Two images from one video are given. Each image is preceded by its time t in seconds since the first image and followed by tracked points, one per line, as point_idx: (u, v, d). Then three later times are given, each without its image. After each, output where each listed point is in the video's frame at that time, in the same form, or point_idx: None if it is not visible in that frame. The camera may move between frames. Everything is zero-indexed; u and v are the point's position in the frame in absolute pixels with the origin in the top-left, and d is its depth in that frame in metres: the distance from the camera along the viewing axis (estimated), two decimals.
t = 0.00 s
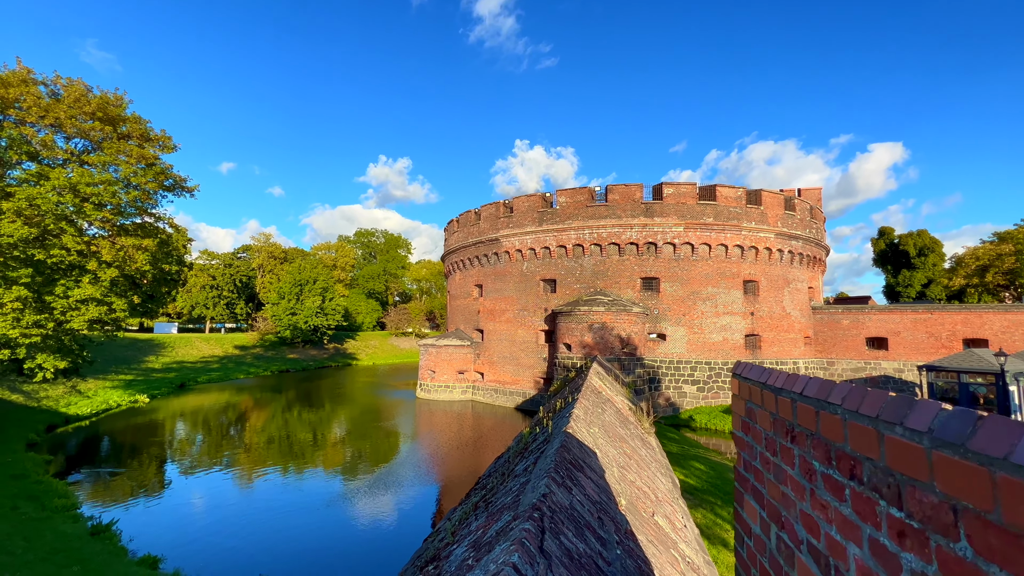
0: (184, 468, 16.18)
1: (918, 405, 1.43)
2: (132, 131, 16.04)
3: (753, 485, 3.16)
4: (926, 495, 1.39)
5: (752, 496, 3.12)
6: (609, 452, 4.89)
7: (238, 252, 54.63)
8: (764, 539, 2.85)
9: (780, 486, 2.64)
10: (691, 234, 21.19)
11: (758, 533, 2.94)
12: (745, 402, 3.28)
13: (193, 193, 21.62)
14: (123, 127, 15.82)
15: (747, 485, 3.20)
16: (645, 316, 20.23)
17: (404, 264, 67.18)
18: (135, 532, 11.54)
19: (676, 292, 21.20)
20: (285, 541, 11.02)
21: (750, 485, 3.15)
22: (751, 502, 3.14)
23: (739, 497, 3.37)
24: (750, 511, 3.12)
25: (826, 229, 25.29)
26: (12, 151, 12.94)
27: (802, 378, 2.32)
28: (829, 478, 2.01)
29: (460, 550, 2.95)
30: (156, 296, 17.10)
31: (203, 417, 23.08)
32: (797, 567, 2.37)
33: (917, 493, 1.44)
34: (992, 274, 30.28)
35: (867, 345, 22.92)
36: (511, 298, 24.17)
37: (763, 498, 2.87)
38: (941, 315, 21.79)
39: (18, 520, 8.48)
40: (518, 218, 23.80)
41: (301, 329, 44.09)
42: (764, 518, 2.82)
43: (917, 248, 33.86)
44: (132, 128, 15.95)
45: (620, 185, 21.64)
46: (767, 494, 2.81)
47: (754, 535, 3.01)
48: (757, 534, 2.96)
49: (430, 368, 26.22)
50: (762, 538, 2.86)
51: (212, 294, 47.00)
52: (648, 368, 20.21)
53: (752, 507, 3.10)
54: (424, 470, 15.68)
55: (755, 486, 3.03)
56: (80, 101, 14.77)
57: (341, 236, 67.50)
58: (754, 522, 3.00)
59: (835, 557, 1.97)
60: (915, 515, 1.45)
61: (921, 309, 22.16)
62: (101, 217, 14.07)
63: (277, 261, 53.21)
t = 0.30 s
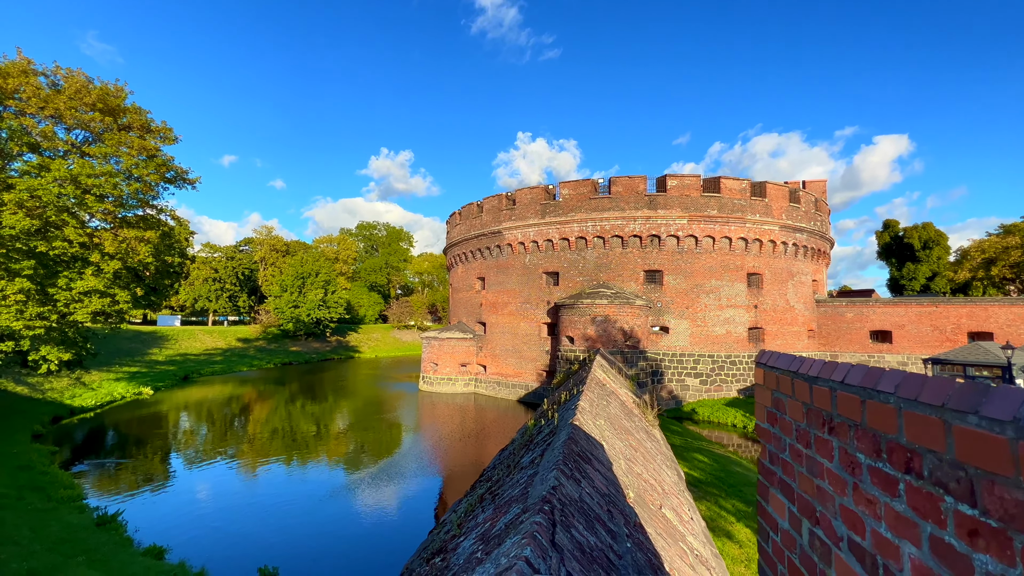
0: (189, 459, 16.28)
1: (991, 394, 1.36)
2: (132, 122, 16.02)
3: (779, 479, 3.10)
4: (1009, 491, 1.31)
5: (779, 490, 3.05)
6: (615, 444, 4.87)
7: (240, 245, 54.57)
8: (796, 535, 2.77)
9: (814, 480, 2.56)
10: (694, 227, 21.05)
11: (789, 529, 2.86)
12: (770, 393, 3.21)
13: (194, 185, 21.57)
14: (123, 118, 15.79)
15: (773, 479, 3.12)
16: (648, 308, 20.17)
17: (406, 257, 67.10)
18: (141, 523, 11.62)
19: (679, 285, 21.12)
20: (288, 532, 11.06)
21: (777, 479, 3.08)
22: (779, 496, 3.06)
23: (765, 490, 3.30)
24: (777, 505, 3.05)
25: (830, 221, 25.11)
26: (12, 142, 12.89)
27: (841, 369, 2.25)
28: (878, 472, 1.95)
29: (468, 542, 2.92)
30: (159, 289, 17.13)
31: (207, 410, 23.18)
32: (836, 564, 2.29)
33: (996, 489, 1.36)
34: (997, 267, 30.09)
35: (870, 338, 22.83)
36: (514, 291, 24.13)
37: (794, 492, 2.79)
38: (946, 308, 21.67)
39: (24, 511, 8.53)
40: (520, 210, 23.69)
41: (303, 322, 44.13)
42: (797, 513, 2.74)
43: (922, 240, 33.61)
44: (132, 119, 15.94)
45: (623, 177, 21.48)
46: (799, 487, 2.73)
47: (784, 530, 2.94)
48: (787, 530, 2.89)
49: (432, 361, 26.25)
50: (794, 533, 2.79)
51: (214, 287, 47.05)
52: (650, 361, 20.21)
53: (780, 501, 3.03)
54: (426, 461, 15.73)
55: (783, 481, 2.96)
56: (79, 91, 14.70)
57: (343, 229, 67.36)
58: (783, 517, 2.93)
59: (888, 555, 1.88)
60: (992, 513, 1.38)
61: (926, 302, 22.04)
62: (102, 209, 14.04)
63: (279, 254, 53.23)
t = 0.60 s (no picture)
0: (193, 449, 16.36)
1: None
2: (133, 111, 15.94)
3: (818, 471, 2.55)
4: None
5: (820, 483, 2.47)
6: (624, 435, 4.83)
7: (242, 236, 54.50)
8: (843, 531, 2.22)
9: (867, 471, 2.07)
10: (698, 217, 20.91)
11: (832, 525, 2.31)
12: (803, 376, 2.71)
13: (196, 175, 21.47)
14: (124, 108, 15.71)
15: (810, 470, 2.56)
16: (652, 299, 20.12)
17: (407, 248, 66.98)
18: (147, 511, 11.71)
19: (682, 276, 21.03)
20: (292, 521, 11.10)
21: (816, 470, 2.50)
22: (819, 490, 2.48)
23: (798, 481, 2.72)
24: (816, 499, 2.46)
25: (835, 212, 24.92)
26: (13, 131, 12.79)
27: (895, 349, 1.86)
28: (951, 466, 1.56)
29: (480, 533, 2.88)
30: (161, 279, 17.11)
31: (211, 400, 23.27)
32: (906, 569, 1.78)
33: None
34: (1002, 259, 29.91)
35: (874, 329, 22.77)
36: (516, 282, 24.07)
37: (839, 484, 2.27)
38: (950, 299, 21.57)
39: (32, 499, 8.58)
40: (523, 200, 23.54)
41: (305, 313, 44.18)
42: (840, 508, 2.25)
43: (926, 232, 33.42)
44: (133, 108, 15.84)
45: (627, 167, 21.30)
46: (845, 480, 2.23)
47: (825, 526, 2.36)
48: (830, 526, 2.32)
49: (435, 352, 26.28)
50: (839, 529, 2.24)
51: (217, 278, 47.04)
52: (653, 352, 20.21)
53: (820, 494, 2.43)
54: (429, 451, 15.79)
55: (825, 471, 2.40)
56: (79, 80, 14.59)
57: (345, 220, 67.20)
58: (825, 512, 2.35)
59: (962, 553, 1.52)
60: None
61: (931, 293, 21.92)
62: (104, 198, 13.98)
63: (280, 245, 53.21)
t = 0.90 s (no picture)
0: (197, 437, 16.44)
1: None
2: (132, 98, 15.79)
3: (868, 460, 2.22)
4: None
5: (869, 474, 2.17)
6: (635, 424, 4.79)
7: (242, 226, 54.31)
8: (901, 525, 1.95)
9: (934, 463, 1.80)
10: (702, 206, 20.75)
11: (887, 517, 2.03)
12: (844, 357, 2.38)
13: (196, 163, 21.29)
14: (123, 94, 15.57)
15: (855, 458, 2.26)
16: (655, 289, 20.04)
17: (408, 238, 66.78)
18: (155, 498, 11.80)
19: (685, 266, 20.93)
20: (298, 509, 11.17)
21: (866, 460, 2.19)
22: (868, 480, 2.19)
23: (838, 468, 2.41)
24: (865, 490, 2.18)
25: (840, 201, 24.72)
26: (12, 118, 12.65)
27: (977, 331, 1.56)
28: None
29: (496, 522, 2.84)
30: (163, 268, 17.05)
31: (214, 389, 23.35)
32: (991, 570, 1.54)
33: None
34: (1007, 248, 29.75)
35: (877, 319, 22.72)
36: (519, 271, 23.98)
37: (897, 475, 1.98)
38: (955, 289, 21.47)
39: (40, 487, 8.62)
40: (526, 189, 23.36)
41: (307, 303, 44.18)
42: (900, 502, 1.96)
43: (931, 221, 33.20)
44: (132, 94, 15.69)
45: (631, 155, 21.08)
46: (903, 471, 1.95)
47: (877, 519, 2.09)
48: (883, 519, 2.05)
49: (437, 341, 26.30)
50: (896, 522, 1.97)
51: (218, 268, 46.95)
52: (655, 341, 20.20)
53: (871, 486, 2.14)
54: (432, 439, 15.85)
55: (877, 461, 2.10)
56: (78, 66, 14.44)
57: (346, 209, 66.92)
58: (878, 504, 2.07)
59: None
60: None
61: (935, 283, 21.81)
62: (105, 186, 13.90)
63: (281, 235, 53.06)
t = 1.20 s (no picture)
0: (201, 424, 16.54)
1: None
2: (130, 82, 15.60)
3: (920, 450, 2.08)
4: None
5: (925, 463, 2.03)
6: (646, 411, 4.79)
7: (243, 214, 54.08)
8: (965, 516, 1.82)
9: (1008, 451, 1.67)
10: (706, 194, 20.58)
11: (947, 507, 1.89)
12: (893, 341, 2.22)
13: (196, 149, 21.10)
14: (122, 79, 15.39)
15: (907, 446, 2.11)
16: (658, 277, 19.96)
17: (409, 226, 66.53)
18: (162, 484, 11.91)
19: (689, 254, 20.84)
20: (304, 494, 11.26)
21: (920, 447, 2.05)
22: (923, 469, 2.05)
23: (885, 456, 2.26)
24: (920, 479, 2.03)
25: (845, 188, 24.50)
26: (10, 103, 12.51)
27: None
28: None
29: (513, 508, 2.83)
30: (164, 256, 16.99)
31: (217, 376, 23.44)
32: None
33: None
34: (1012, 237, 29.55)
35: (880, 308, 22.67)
36: (521, 260, 23.90)
37: (961, 465, 1.84)
38: (959, 278, 21.36)
39: (49, 473, 8.68)
40: (529, 176, 23.17)
41: (309, 291, 44.18)
42: (966, 493, 1.81)
43: (935, 209, 32.96)
44: (130, 79, 15.50)
45: (635, 142, 20.85)
46: (968, 460, 1.81)
47: (935, 508, 1.95)
48: (943, 509, 1.91)
49: (440, 329, 26.33)
50: (960, 513, 1.84)
51: (219, 256, 46.81)
52: (658, 330, 20.19)
53: (927, 475, 2.01)
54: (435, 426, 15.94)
55: (935, 449, 1.96)
56: (75, 50, 14.24)
57: (346, 197, 66.58)
58: (937, 493, 1.93)
59: None
60: None
61: (939, 272, 21.70)
62: (105, 172, 13.75)
63: (281, 223, 52.90)
